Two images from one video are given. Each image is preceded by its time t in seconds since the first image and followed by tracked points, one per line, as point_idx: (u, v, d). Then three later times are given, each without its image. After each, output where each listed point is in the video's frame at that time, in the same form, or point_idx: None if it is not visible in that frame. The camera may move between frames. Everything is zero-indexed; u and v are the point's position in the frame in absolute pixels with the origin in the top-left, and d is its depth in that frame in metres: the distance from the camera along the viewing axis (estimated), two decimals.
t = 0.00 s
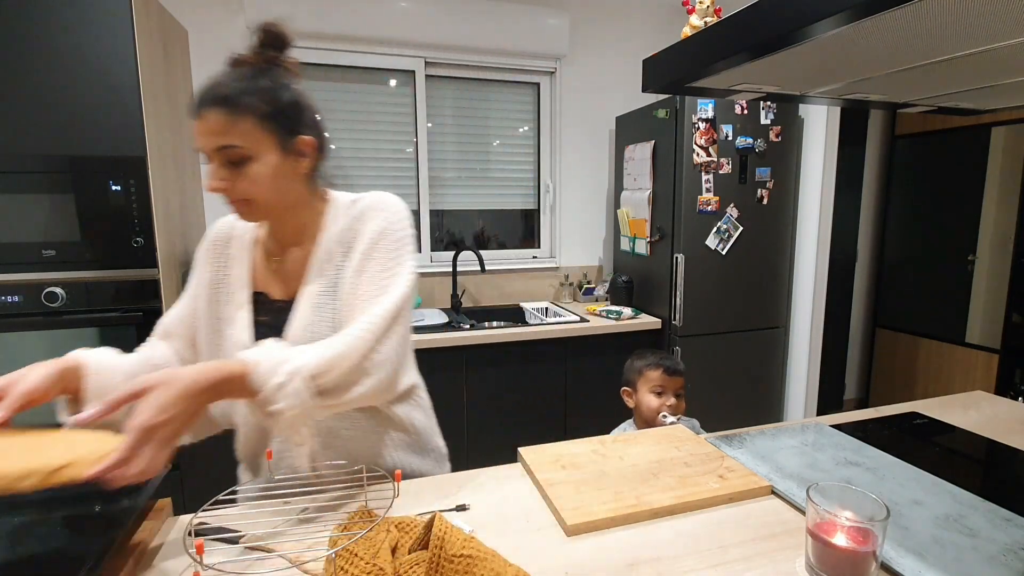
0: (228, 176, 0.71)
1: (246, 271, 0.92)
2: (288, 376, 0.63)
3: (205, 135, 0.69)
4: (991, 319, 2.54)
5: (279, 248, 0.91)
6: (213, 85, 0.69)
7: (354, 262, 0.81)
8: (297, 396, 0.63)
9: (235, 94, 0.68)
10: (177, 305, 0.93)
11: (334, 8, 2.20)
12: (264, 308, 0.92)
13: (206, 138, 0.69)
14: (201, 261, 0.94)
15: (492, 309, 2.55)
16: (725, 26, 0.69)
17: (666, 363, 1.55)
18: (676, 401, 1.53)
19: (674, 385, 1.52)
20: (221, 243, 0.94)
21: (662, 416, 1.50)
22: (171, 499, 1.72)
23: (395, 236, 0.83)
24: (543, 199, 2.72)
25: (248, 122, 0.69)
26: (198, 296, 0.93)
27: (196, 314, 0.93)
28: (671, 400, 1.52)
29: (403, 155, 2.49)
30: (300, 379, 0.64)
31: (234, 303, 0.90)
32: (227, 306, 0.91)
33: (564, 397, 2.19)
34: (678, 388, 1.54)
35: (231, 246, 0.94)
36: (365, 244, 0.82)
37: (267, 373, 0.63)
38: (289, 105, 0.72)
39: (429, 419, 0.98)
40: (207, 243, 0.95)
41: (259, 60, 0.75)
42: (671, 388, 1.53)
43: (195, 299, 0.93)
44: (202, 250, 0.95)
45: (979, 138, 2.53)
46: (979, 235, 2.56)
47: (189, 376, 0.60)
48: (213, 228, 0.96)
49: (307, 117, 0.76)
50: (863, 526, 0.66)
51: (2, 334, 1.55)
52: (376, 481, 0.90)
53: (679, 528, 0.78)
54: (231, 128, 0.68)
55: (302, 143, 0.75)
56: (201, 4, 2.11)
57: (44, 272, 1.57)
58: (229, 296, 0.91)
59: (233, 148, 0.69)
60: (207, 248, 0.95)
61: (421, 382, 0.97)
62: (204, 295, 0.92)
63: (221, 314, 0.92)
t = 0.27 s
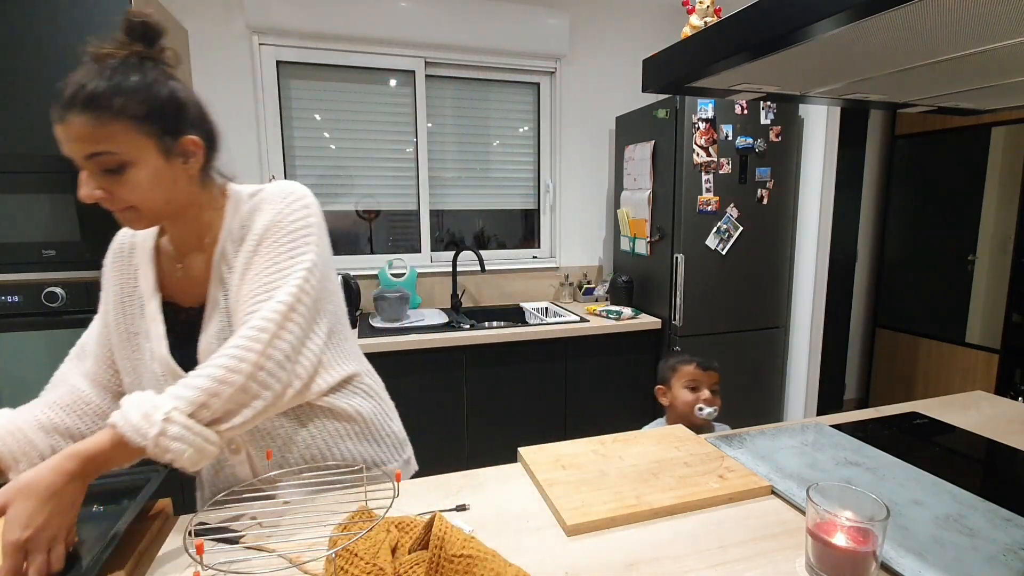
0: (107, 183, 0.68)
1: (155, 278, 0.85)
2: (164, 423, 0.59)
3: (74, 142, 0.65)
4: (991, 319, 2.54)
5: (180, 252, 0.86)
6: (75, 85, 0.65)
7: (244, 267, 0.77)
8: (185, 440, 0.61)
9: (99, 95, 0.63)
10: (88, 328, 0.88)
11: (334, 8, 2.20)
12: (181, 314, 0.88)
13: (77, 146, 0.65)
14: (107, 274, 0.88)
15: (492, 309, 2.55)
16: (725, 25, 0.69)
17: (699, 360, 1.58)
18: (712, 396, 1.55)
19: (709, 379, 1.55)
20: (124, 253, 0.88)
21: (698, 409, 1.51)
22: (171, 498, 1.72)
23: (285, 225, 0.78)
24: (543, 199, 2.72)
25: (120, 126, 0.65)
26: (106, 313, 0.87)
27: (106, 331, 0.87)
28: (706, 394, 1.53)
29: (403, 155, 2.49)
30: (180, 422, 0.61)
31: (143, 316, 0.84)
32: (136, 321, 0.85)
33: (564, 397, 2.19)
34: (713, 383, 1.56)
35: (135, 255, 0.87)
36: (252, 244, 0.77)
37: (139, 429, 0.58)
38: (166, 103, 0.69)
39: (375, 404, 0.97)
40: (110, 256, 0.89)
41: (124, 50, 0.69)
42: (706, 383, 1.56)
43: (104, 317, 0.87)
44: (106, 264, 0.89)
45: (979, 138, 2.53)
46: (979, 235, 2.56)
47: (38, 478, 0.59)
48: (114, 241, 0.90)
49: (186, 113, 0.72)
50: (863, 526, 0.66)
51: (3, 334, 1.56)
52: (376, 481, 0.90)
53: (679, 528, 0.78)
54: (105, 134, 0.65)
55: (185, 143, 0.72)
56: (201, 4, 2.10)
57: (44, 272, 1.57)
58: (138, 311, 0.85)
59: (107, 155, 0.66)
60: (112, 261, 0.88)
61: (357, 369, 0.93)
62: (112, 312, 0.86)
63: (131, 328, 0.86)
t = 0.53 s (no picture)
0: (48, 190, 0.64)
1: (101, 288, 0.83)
2: (150, 425, 0.64)
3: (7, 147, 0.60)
4: (991, 319, 2.54)
5: (128, 256, 0.85)
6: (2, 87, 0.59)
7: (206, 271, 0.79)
8: (169, 442, 0.65)
9: (39, 98, 0.59)
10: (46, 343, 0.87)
11: (334, 8, 2.20)
12: (138, 320, 0.87)
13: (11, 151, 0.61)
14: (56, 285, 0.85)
15: (492, 309, 2.55)
16: (724, 25, 0.69)
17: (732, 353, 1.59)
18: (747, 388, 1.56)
19: (743, 371, 1.56)
20: (70, 262, 0.84)
21: (733, 402, 1.53)
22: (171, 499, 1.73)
23: (245, 227, 0.80)
24: (543, 199, 2.72)
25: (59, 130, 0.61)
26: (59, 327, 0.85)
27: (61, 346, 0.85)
28: (741, 386, 1.55)
29: (403, 155, 2.49)
30: (166, 423, 0.66)
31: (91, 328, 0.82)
32: (82, 333, 0.82)
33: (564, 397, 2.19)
34: (747, 375, 1.57)
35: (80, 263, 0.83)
36: (212, 246, 0.79)
37: (125, 435, 0.63)
38: (110, 103, 0.65)
39: (348, 398, 0.97)
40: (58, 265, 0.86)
41: (47, 47, 0.62)
42: (740, 375, 1.57)
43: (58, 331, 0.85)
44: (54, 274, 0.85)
45: (979, 138, 2.53)
46: (980, 235, 2.56)
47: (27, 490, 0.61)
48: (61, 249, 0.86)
49: (130, 111, 0.68)
50: (863, 526, 0.66)
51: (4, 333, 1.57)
52: (376, 481, 0.90)
53: (678, 528, 0.78)
54: (46, 140, 0.61)
55: (133, 143, 0.69)
56: (201, 4, 2.10)
57: (43, 272, 1.57)
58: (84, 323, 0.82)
59: (47, 161, 0.62)
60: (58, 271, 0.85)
61: (328, 363, 0.94)
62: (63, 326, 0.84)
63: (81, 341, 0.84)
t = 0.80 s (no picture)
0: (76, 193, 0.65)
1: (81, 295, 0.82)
2: (138, 405, 0.66)
3: (38, 155, 0.60)
4: (991, 319, 2.54)
5: (106, 264, 0.82)
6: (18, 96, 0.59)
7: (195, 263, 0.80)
8: (155, 423, 0.67)
9: (75, 98, 0.61)
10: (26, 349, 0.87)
11: (334, 8, 2.20)
12: (119, 325, 0.86)
13: (46, 158, 0.61)
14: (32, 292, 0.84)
15: (492, 309, 2.55)
16: (724, 25, 0.69)
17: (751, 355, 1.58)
18: (765, 391, 1.56)
19: (761, 375, 1.55)
20: (43, 269, 0.83)
21: (746, 405, 1.54)
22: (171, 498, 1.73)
23: (233, 223, 0.81)
24: (543, 199, 2.72)
25: (90, 129, 0.63)
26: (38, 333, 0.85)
27: (43, 353, 0.85)
28: (756, 390, 1.55)
29: (403, 155, 2.49)
30: (154, 404, 0.68)
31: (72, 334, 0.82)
32: (64, 338, 0.83)
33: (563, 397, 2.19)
34: (765, 378, 1.56)
35: (54, 270, 0.83)
36: (202, 240, 0.81)
37: (115, 412, 0.65)
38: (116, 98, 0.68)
39: (336, 392, 0.99)
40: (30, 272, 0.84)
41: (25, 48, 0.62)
42: (757, 378, 1.56)
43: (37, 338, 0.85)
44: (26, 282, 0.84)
45: (979, 138, 2.53)
46: (980, 235, 2.56)
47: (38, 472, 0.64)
48: (30, 255, 0.84)
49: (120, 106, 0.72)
50: (863, 526, 0.66)
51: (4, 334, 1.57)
52: (376, 482, 0.90)
53: (679, 528, 0.78)
54: (83, 140, 0.62)
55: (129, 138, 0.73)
56: (202, 4, 2.10)
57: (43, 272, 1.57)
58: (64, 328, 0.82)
59: (83, 162, 0.63)
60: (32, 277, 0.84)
61: (315, 359, 0.98)
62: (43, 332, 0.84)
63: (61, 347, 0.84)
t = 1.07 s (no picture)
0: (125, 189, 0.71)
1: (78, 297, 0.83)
2: (152, 401, 0.67)
3: (109, 153, 0.66)
4: (991, 319, 2.54)
5: (108, 269, 0.85)
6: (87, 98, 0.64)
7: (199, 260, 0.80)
8: (168, 420, 0.67)
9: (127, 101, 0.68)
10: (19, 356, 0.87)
11: (334, 8, 2.20)
12: (116, 328, 0.86)
13: (118, 157, 0.67)
14: (24, 297, 0.84)
15: (492, 309, 2.55)
16: (725, 25, 0.69)
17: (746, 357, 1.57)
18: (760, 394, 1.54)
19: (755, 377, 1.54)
20: (34, 275, 0.83)
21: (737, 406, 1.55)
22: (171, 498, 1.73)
23: (238, 223, 0.82)
24: (543, 199, 2.72)
25: (145, 131, 0.71)
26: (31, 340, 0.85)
27: (37, 358, 0.85)
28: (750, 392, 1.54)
29: (403, 155, 2.49)
30: (167, 400, 0.68)
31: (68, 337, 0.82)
32: (59, 341, 0.82)
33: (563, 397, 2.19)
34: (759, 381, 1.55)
35: (46, 274, 0.83)
36: (205, 238, 0.81)
37: (130, 408, 0.66)
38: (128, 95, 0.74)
39: (335, 386, 1.00)
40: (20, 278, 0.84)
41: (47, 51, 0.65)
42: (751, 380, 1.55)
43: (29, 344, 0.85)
44: (17, 288, 0.84)
45: (979, 138, 2.53)
46: (980, 235, 2.56)
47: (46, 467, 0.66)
48: (20, 261, 0.84)
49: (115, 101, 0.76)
50: (863, 526, 0.66)
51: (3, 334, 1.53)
52: (376, 482, 0.90)
53: (679, 528, 0.78)
54: (139, 139, 0.70)
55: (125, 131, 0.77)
56: (202, 4, 2.10)
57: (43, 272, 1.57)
58: (59, 330, 0.82)
59: (140, 161, 0.71)
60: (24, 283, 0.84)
61: (315, 356, 0.99)
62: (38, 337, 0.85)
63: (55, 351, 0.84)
